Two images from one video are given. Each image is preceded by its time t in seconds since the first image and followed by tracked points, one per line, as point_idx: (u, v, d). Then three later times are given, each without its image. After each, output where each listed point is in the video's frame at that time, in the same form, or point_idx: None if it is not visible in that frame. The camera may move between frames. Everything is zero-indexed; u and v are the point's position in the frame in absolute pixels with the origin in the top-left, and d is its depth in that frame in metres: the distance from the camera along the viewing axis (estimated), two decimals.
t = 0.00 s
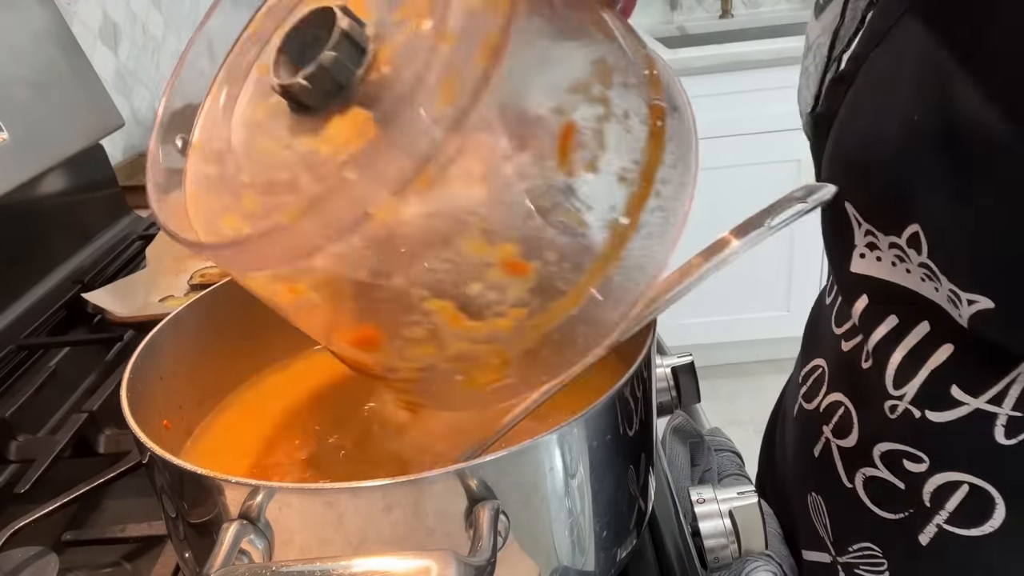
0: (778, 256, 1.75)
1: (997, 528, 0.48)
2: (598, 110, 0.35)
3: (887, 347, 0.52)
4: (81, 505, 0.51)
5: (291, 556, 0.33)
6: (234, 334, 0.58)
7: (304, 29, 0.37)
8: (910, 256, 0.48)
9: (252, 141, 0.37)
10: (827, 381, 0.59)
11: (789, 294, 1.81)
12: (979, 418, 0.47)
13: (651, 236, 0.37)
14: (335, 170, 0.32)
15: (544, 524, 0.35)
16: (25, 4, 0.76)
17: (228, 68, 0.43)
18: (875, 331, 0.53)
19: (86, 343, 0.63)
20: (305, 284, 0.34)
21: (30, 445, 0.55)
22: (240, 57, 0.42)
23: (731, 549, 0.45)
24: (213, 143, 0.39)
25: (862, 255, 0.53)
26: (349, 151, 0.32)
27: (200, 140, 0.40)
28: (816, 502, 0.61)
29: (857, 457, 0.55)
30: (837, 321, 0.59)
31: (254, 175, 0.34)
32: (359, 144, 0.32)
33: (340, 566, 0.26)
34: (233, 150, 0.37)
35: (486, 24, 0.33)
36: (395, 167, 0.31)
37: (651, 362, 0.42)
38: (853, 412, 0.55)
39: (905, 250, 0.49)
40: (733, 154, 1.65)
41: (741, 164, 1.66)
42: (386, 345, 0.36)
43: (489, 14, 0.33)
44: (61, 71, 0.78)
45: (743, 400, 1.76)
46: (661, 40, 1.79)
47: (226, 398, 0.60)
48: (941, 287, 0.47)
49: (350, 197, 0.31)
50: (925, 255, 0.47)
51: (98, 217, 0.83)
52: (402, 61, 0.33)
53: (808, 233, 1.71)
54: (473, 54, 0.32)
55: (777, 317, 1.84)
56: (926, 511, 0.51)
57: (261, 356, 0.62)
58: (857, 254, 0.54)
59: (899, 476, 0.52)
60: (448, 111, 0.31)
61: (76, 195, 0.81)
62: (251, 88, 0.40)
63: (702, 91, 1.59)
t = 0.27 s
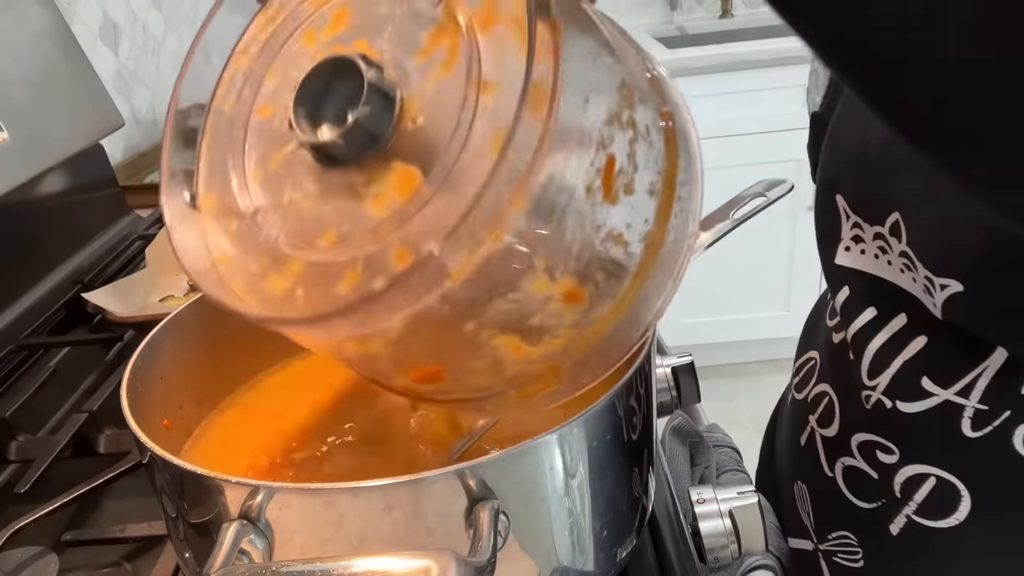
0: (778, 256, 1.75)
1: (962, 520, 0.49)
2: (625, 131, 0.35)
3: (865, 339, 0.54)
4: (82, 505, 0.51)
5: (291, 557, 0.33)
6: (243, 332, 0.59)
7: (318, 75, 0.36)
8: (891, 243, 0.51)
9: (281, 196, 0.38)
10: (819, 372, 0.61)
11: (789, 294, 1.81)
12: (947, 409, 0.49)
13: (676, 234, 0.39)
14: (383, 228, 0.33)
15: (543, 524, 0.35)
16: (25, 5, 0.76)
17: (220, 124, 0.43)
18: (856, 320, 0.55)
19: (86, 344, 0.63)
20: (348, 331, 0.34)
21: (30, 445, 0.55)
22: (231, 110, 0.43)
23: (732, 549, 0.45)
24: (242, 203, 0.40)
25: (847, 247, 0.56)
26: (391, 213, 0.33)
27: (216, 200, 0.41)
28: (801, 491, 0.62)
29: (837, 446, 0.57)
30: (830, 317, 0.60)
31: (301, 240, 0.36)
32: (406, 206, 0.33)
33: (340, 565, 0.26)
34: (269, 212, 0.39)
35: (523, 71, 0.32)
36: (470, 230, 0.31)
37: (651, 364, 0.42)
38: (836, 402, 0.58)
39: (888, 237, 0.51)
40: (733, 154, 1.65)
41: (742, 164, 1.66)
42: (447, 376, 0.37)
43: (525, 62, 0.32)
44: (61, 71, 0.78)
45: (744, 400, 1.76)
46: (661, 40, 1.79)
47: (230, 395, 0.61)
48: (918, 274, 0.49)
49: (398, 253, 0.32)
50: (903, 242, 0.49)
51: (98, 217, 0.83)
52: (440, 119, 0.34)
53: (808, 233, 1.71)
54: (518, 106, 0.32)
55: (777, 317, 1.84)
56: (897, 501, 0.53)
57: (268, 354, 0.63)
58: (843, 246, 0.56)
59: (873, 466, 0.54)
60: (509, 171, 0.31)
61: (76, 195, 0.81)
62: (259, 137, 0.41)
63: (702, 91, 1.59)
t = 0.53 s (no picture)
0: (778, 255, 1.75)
1: (942, 518, 0.50)
2: (642, 151, 0.34)
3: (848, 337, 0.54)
4: (81, 505, 0.51)
5: (290, 557, 0.33)
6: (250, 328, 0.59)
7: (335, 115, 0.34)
8: (874, 244, 0.52)
9: (293, 234, 0.37)
10: (810, 371, 0.61)
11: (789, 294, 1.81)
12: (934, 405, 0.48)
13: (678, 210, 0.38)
14: (422, 277, 0.34)
15: (544, 523, 0.35)
16: (25, 5, 0.76)
17: (212, 143, 0.39)
18: (841, 320, 0.56)
19: (86, 343, 0.63)
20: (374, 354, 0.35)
21: (30, 445, 0.55)
22: (221, 130, 0.39)
23: (731, 549, 0.45)
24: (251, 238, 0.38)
25: (834, 249, 0.57)
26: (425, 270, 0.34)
27: (227, 229, 0.39)
28: (790, 487, 0.62)
29: (824, 445, 0.57)
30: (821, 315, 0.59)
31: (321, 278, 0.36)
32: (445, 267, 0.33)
33: (340, 565, 0.26)
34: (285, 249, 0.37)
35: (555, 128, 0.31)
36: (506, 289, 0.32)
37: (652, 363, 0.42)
38: (823, 400, 0.58)
39: (870, 238, 0.52)
40: (734, 153, 1.65)
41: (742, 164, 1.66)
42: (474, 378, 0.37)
43: (556, 117, 0.31)
44: (61, 71, 0.79)
45: (744, 400, 1.76)
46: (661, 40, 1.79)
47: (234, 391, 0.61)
48: (897, 273, 0.50)
49: (442, 306, 0.33)
50: (884, 243, 0.51)
51: (98, 217, 0.83)
52: (466, 178, 0.33)
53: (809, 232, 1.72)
54: (547, 161, 0.31)
55: (777, 317, 1.84)
56: (880, 499, 0.53)
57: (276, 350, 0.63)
58: (829, 249, 0.57)
59: (858, 464, 0.54)
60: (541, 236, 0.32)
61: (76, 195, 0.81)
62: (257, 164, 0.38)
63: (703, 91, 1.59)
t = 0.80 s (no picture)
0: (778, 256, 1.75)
1: (946, 503, 0.50)
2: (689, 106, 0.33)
3: (856, 326, 0.54)
4: (82, 506, 0.51)
5: (290, 557, 0.33)
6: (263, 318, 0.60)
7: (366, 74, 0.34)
8: (874, 240, 0.51)
9: (316, 198, 0.36)
10: (821, 363, 0.60)
11: (789, 294, 1.81)
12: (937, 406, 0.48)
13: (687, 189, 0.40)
14: (473, 241, 0.34)
15: (544, 524, 0.35)
16: (25, 5, 0.76)
17: (213, 104, 0.37)
18: (849, 312, 0.55)
19: (86, 344, 0.63)
20: (406, 323, 0.36)
21: (30, 445, 0.55)
22: (220, 92, 0.37)
23: (732, 549, 0.45)
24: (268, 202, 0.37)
25: (842, 246, 0.55)
26: (481, 233, 0.34)
27: (235, 200, 0.38)
28: (803, 476, 0.61)
29: (833, 434, 0.57)
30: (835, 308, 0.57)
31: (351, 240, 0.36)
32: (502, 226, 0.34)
33: (340, 565, 0.26)
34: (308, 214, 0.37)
35: (619, 79, 0.32)
36: (572, 248, 0.34)
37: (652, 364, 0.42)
38: (834, 390, 0.57)
39: (870, 233, 0.52)
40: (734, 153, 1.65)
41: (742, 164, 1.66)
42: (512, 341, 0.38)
43: (617, 67, 0.32)
44: (61, 71, 0.79)
45: (744, 400, 1.76)
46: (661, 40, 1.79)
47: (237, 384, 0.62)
48: (900, 265, 0.49)
49: (496, 270, 0.34)
50: (885, 239, 0.50)
51: (98, 217, 0.84)
52: (526, 130, 0.33)
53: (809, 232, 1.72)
54: (607, 110, 0.32)
55: (777, 318, 1.84)
56: (885, 486, 0.53)
57: (285, 345, 0.64)
58: (839, 245, 0.56)
59: (864, 452, 0.54)
60: (618, 190, 0.33)
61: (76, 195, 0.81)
62: (268, 132, 0.36)
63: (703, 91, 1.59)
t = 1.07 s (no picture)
0: (778, 255, 1.76)
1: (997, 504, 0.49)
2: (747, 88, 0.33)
3: (898, 329, 0.52)
4: (82, 506, 0.51)
5: (290, 557, 0.33)
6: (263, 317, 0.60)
7: (428, 85, 0.33)
8: (914, 244, 0.50)
9: (380, 216, 0.34)
10: (861, 363, 0.59)
11: (789, 294, 1.81)
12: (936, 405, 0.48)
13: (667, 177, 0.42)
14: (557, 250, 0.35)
15: (544, 524, 0.35)
16: (25, 6, 0.76)
17: (251, 128, 0.32)
18: (889, 315, 0.53)
19: (86, 343, 0.63)
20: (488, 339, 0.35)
21: (30, 445, 0.55)
22: (256, 120, 0.32)
23: (732, 549, 0.45)
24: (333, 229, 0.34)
25: (879, 249, 0.53)
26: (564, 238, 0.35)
27: (292, 233, 0.33)
28: (847, 476, 0.60)
29: (876, 434, 0.56)
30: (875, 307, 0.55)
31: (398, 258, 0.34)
32: (582, 228, 0.35)
33: (340, 565, 0.26)
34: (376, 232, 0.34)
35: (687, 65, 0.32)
36: (659, 237, 0.35)
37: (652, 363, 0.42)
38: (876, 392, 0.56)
39: (909, 237, 0.50)
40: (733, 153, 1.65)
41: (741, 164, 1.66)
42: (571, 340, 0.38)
43: (687, 59, 0.32)
44: (61, 71, 0.79)
45: (744, 400, 1.76)
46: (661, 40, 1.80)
47: (238, 384, 0.62)
48: (942, 267, 0.48)
49: (586, 274, 0.35)
50: (924, 241, 0.49)
51: (98, 217, 0.84)
52: (597, 133, 0.34)
53: (809, 232, 1.72)
54: (679, 100, 0.33)
55: (777, 317, 1.84)
56: (934, 486, 0.52)
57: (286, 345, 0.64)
58: (874, 248, 0.54)
59: (911, 453, 0.53)
60: (700, 174, 0.34)
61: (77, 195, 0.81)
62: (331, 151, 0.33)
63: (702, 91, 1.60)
